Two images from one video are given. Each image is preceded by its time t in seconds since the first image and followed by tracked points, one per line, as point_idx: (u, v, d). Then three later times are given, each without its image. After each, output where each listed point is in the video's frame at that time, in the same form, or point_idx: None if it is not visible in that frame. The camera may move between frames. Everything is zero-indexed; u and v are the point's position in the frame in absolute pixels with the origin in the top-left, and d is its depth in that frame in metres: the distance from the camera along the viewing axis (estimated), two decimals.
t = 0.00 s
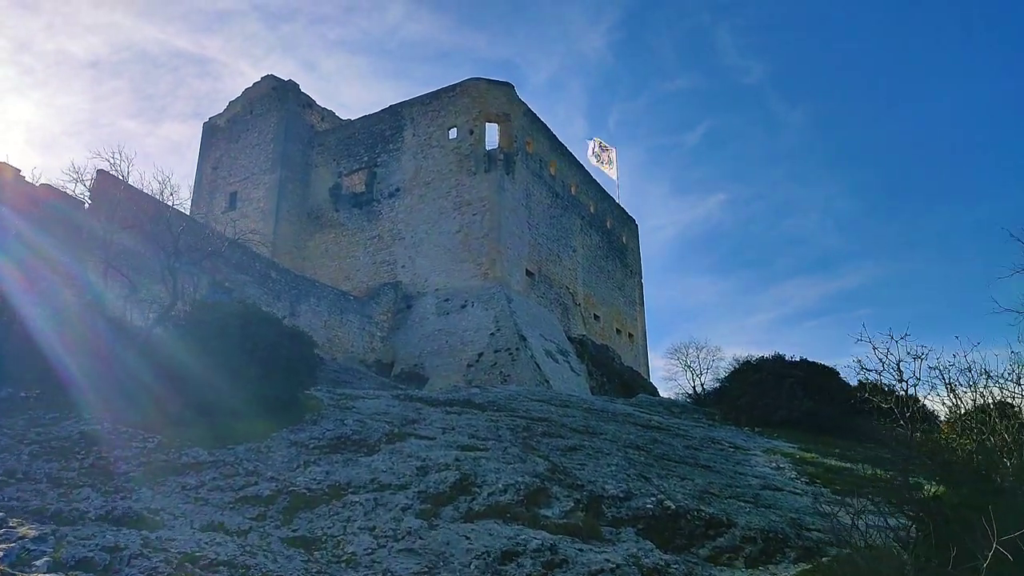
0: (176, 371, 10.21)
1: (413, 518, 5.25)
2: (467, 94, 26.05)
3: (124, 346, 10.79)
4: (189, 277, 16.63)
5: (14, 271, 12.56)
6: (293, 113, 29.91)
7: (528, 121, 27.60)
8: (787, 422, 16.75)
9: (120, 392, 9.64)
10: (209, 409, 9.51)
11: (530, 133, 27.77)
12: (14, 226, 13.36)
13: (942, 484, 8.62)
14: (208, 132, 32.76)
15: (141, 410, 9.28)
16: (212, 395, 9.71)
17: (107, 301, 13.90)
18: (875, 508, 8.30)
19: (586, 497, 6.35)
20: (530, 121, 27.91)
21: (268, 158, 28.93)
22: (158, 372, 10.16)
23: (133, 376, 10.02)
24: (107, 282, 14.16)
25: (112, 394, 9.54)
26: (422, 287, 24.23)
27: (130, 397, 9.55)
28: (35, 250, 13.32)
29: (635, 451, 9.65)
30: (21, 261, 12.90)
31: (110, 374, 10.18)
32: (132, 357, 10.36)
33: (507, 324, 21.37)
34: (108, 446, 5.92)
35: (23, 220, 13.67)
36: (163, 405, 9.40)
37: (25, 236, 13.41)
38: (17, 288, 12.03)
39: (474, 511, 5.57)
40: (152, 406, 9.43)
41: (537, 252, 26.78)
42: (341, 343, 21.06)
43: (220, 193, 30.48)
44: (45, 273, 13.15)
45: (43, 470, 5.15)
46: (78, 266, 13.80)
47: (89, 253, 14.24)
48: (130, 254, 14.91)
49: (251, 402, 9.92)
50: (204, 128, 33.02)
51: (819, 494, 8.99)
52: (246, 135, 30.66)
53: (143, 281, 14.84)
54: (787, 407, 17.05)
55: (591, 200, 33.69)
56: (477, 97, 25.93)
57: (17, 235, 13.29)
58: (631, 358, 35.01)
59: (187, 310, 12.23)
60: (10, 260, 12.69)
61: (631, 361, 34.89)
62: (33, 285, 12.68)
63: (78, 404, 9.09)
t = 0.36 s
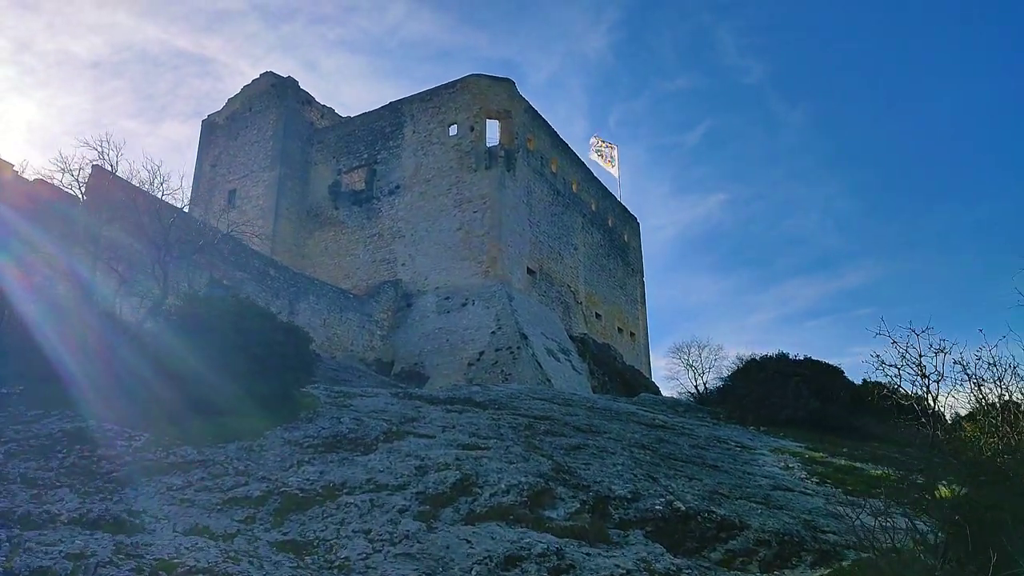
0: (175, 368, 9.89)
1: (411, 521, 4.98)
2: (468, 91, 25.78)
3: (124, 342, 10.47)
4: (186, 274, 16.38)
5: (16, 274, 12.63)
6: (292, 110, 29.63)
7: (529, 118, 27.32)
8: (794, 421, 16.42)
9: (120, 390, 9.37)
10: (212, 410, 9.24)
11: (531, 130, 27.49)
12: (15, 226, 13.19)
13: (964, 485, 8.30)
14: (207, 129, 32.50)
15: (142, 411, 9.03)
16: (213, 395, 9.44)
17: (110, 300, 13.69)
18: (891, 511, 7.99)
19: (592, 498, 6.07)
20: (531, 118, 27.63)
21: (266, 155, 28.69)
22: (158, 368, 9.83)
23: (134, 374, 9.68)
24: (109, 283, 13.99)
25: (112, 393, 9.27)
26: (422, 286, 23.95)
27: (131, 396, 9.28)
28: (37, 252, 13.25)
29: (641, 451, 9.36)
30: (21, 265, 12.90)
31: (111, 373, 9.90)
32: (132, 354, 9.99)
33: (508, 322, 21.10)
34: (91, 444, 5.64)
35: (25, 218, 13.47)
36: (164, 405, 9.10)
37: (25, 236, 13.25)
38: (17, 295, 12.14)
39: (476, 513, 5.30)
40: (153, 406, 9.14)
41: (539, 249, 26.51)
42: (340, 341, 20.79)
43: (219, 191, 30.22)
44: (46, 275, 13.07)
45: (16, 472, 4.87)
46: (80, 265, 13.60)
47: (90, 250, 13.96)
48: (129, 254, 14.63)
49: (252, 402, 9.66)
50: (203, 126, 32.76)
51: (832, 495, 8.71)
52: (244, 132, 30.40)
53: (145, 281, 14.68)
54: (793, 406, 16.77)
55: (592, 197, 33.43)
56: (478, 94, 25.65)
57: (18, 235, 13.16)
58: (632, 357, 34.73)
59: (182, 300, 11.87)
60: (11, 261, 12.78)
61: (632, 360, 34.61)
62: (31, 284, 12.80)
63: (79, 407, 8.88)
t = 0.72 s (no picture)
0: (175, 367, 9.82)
1: (397, 534, 4.64)
2: (468, 88, 25.43)
3: (124, 340, 10.02)
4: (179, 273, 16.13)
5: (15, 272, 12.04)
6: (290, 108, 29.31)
7: (530, 115, 26.98)
8: (800, 423, 16.11)
9: (120, 392, 9.01)
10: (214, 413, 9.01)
11: (532, 127, 27.14)
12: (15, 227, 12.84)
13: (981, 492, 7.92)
14: (205, 128, 32.17)
15: (144, 415, 8.68)
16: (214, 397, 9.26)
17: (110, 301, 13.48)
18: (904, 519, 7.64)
19: (592, 507, 5.74)
20: (532, 115, 27.29)
21: (264, 153, 28.37)
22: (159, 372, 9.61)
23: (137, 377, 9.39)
24: (108, 283, 13.86)
25: (113, 395, 8.89)
26: (421, 285, 23.61)
27: (132, 397, 8.98)
28: (39, 256, 12.84)
29: (643, 454, 9.02)
30: (23, 265, 12.39)
31: (111, 374, 9.46)
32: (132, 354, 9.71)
33: (509, 322, 20.75)
34: (59, 450, 5.35)
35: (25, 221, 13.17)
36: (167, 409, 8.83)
37: (25, 237, 12.92)
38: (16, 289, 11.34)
39: (468, 525, 4.97)
40: (156, 410, 8.83)
41: (539, 248, 26.17)
42: (337, 341, 20.46)
43: (216, 189, 29.90)
44: (48, 277, 12.69)
45: None
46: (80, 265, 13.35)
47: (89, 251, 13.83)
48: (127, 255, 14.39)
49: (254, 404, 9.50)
50: (201, 124, 32.45)
51: (842, 501, 8.36)
52: (242, 130, 30.08)
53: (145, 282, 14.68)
54: (799, 407, 16.46)
55: (593, 196, 33.08)
56: (478, 91, 25.31)
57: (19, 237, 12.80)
58: (635, 357, 34.38)
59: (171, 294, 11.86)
60: (11, 261, 12.26)
61: (634, 360, 34.27)
62: (31, 283, 12.18)
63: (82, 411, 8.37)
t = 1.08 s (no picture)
0: (174, 366, 9.31)
1: (385, 558, 4.43)
2: (467, 87, 25.17)
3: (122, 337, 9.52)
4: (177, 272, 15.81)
5: (18, 273, 11.76)
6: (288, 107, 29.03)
7: (530, 115, 26.72)
8: (805, 426, 15.79)
9: (121, 389, 8.51)
10: (217, 411, 8.53)
11: (532, 127, 26.87)
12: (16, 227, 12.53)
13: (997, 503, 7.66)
14: (203, 126, 31.90)
15: (146, 414, 8.19)
16: (218, 396, 8.79)
17: (110, 303, 13.40)
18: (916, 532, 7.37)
19: (594, 523, 5.48)
20: (532, 115, 27.01)
21: (262, 153, 28.11)
22: (159, 369, 9.13)
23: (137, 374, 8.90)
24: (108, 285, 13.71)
25: (113, 393, 8.37)
26: (420, 285, 23.36)
27: (132, 396, 8.46)
28: (41, 257, 12.66)
29: (645, 463, 8.76)
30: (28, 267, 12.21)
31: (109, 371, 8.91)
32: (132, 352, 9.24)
33: (508, 323, 20.48)
34: (31, 465, 5.21)
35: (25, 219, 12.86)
36: (170, 408, 8.33)
37: (25, 236, 12.62)
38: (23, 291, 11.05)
39: (462, 545, 4.75)
40: (157, 408, 8.32)
41: (540, 248, 25.91)
42: (335, 342, 20.20)
43: (214, 189, 29.63)
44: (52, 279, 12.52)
45: None
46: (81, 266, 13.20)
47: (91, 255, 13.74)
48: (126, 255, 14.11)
49: (256, 406, 9.04)
50: (200, 123, 32.17)
51: (850, 512, 8.09)
52: (240, 129, 29.81)
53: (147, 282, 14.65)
54: (804, 412, 16.22)
55: (594, 195, 32.80)
56: (477, 90, 25.06)
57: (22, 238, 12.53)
58: (636, 357, 34.11)
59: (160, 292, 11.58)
60: (13, 262, 11.97)
61: (635, 360, 34.00)
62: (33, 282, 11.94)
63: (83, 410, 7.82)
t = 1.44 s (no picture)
0: (174, 364, 9.19)
1: (386, 565, 4.26)
2: (468, 86, 25.01)
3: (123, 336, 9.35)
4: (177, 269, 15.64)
5: (18, 273, 11.65)
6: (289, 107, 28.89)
7: (532, 114, 26.54)
8: (810, 427, 15.59)
9: (121, 388, 8.35)
10: (216, 409, 8.40)
11: (534, 127, 26.70)
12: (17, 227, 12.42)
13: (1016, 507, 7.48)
14: (204, 127, 31.76)
15: (146, 414, 8.04)
16: (219, 397, 8.67)
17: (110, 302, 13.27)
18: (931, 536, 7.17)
19: (602, 527, 5.30)
20: (534, 114, 26.85)
21: (262, 153, 27.97)
22: (160, 368, 8.97)
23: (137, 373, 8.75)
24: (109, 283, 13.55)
25: (113, 392, 8.22)
26: (421, 285, 23.19)
27: (132, 395, 8.34)
28: (43, 256, 12.54)
29: (651, 464, 8.57)
30: (30, 268, 12.10)
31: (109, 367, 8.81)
32: (132, 349, 9.12)
33: (509, 324, 20.30)
34: (18, 467, 5.03)
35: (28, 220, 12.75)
36: (169, 406, 8.18)
37: (26, 236, 12.51)
38: (21, 290, 10.85)
39: (466, 550, 4.58)
40: (156, 407, 8.18)
41: (541, 248, 25.73)
42: (336, 342, 20.03)
43: (215, 189, 29.48)
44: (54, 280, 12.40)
45: None
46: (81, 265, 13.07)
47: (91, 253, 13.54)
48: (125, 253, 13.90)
49: (256, 405, 8.92)
50: (200, 123, 32.04)
51: (862, 515, 7.89)
52: (241, 129, 29.66)
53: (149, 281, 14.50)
54: (809, 413, 16.00)
55: (596, 196, 32.64)
56: (478, 90, 24.90)
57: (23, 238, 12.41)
58: (638, 358, 33.94)
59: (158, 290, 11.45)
60: (14, 262, 11.87)
61: (637, 361, 33.82)
62: (35, 281, 11.84)
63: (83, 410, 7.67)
